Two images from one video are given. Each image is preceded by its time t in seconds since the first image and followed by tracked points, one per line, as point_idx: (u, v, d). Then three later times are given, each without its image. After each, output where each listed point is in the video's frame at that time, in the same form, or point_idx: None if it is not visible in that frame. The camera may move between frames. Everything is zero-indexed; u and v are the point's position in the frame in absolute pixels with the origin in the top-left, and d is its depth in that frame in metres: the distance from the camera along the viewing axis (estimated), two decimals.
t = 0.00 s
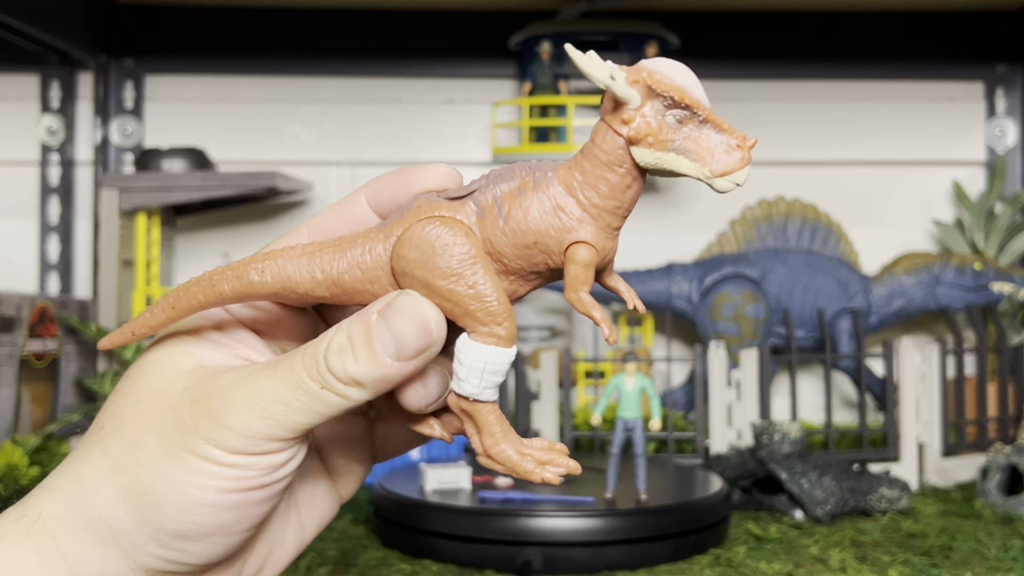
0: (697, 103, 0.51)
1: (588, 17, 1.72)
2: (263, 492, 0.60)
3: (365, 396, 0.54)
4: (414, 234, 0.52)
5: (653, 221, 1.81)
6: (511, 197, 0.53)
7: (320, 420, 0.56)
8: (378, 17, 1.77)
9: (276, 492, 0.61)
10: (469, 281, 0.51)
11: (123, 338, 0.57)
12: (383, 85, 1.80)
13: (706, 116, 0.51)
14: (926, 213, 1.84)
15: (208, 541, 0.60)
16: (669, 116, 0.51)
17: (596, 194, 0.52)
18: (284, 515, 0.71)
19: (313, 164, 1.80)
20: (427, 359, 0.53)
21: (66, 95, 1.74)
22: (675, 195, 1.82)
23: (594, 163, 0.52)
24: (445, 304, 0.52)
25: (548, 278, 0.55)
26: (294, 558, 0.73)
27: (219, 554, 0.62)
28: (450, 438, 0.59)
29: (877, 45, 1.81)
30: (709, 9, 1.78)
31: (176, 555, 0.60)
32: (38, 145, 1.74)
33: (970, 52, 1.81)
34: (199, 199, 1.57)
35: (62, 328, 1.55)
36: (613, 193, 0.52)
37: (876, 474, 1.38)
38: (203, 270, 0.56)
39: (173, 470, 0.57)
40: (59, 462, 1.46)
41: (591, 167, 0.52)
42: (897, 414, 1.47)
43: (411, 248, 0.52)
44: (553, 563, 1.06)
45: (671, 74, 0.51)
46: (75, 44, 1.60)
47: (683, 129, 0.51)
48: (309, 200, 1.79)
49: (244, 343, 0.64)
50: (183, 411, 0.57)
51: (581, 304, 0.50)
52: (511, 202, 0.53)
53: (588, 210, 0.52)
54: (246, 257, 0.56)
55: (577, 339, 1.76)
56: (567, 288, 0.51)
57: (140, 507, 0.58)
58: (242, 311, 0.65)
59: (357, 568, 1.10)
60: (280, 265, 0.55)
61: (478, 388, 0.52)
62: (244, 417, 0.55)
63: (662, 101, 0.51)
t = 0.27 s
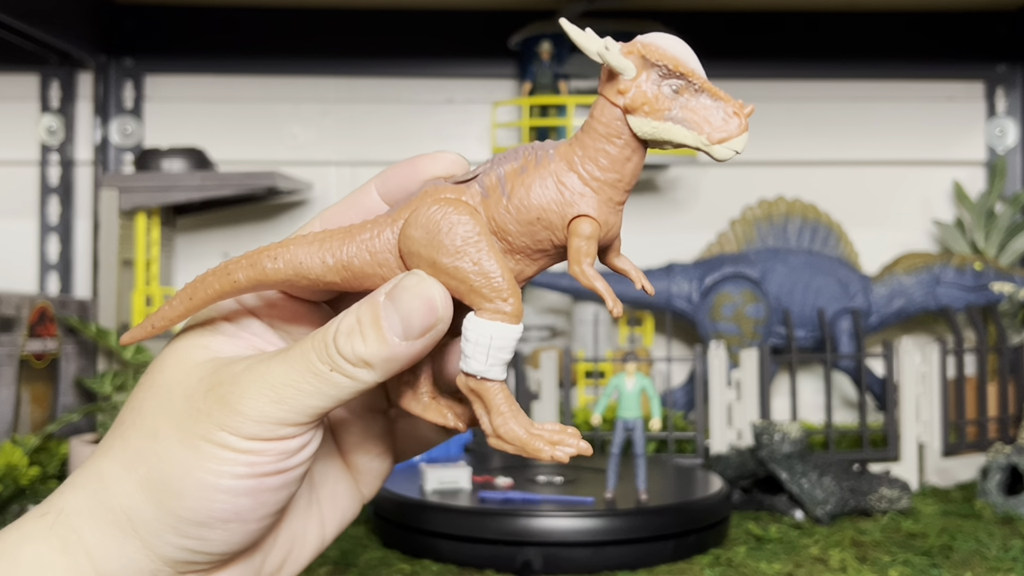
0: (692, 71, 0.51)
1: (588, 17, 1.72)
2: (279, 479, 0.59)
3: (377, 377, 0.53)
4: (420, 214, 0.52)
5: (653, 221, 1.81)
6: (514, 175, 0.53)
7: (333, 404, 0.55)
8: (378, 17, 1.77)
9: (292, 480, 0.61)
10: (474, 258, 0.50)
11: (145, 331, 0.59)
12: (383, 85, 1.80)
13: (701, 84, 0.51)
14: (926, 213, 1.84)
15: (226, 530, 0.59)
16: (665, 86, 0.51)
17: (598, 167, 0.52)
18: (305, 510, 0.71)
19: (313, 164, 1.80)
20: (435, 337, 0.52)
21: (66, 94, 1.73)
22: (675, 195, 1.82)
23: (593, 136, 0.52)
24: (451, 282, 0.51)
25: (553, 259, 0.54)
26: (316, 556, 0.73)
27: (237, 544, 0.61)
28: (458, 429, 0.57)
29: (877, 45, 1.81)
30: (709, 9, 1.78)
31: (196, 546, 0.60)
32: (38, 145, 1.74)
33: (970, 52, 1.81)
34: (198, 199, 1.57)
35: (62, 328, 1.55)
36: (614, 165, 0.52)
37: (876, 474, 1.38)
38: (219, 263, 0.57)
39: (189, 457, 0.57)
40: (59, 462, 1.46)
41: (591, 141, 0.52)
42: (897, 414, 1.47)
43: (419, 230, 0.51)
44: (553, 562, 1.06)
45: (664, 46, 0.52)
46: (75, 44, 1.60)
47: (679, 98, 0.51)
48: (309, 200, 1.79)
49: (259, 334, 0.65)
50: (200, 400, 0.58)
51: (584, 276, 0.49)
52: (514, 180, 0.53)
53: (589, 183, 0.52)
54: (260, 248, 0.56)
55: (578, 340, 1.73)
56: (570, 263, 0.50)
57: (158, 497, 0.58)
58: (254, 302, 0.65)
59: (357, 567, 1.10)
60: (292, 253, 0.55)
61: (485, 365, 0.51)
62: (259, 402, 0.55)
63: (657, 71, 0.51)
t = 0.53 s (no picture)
0: (719, 89, 0.50)
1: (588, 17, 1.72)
2: (313, 487, 0.58)
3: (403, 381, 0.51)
4: (451, 219, 0.51)
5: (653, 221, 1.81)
6: (543, 187, 0.52)
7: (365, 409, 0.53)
8: (378, 17, 1.77)
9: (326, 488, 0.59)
10: (500, 262, 0.49)
11: (180, 332, 0.58)
12: (383, 85, 1.80)
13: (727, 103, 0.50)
14: (926, 213, 1.84)
15: (263, 542, 0.58)
16: (693, 103, 0.50)
17: (625, 178, 0.51)
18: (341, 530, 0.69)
19: (312, 164, 1.80)
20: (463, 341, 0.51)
21: (66, 94, 1.74)
22: (675, 195, 1.81)
23: (621, 149, 0.51)
24: (476, 287, 0.50)
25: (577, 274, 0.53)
26: None
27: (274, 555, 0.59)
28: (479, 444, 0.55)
29: (877, 45, 1.81)
30: (709, 9, 1.78)
31: (234, 558, 0.58)
32: (38, 145, 1.74)
33: (970, 52, 1.81)
34: (198, 199, 1.57)
35: (62, 328, 1.55)
36: (641, 178, 0.51)
37: (876, 474, 1.38)
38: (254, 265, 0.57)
39: (222, 468, 0.55)
40: (59, 462, 1.46)
41: (620, 155, 0.51)
42: (896, 414, 1.47)
43: (448, 234, 0.51)
44: (553, 562, 1.06)
45: (691, 64, 0.51)
46: (75, 44, 1.60)
47: (706, 117, 0.50)
48: (309, 200, 1.80)
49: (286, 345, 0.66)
50: (232, 410, 0.57)
51: (608, 284, 0.48)
52: (543, 190, 0.52)
53: (616, 195, 0.51)
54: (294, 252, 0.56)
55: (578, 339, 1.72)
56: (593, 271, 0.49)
57: (194, 508, 0.56)
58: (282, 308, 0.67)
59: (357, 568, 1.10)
60: (327, 255, 0.55)
61: (505, 367, 0.49)
62: (291, 409, 0.53)
63: (685, 88, 0.50)
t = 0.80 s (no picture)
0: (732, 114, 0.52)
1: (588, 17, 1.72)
2: (339, 496, 0.58)
3: (423, 389, 0.52)
4: (476, 239, 0.53)
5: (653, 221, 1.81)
6: (564, 207, 0.53)
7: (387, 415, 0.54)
8: (379, 17, 1.77)
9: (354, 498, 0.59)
10: (525, 280, 0.51)
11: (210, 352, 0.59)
12: (383, 85, 1.80)
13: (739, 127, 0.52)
14: (926, 213, 1.84)
15: (294, 552, 0.58)
16: (705, 127, 0.52)
17: (643, 199, 0.52)
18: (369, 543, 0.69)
19: (313, 164, 1.80)
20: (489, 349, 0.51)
21: (66, 94, 1.73)
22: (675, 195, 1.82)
23: (637, 170, 0.53)
24: (504, 303, 0.51)
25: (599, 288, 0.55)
26: None
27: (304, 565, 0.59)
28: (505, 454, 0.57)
29: (877, 45, 1.81)
30: (709, 10, 1.78)
31: (266, 568, 0.58)
32: (38, 145, 1.74)
33: (970, 52, 1.81)
34: (198, 199, 1.57)
35: (62, 328, 1.55)
36: (658, 199, 0.52)
37: (876, 474, 1.38)
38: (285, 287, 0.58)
39: (250, 480, 0.56)
40: (58, 462, 1.46)
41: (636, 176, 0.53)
42: (896, 414, 1.47)
43: (473, 255, 0.52)
44: (553, 562, 1.06)
45: (705, 89, 0.53)
46: (75, 44, 1.60)
47: (718, 140, 0.52)
48: (309, 200, 1.80)
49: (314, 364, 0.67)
50: (258, 423, 0.57)
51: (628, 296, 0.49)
52: (564, 211, 0.53)
53: (635, 214, 0.52)
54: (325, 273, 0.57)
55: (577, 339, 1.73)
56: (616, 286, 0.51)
57: (226, 521, 0.57)
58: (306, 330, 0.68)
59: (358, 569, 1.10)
60: (356, 276, 0.56)
61: (536, 378, 0.51)
62: (314, 419, 0.54)
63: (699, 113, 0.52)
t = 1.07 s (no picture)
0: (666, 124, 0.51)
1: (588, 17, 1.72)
2: (314, 506, 0.56)
3: (378, 396, 0.51)
4: (432, 257, 0.52)
5: (653, 220, 1.81)
6: (513, 220, 0.51)
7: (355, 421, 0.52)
8: (379, 17, 1.77)
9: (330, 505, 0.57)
10: (482, 294, 0.50)
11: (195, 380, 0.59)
12: (383, 85, 1.80)
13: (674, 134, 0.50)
14: (926, 213, 1.84)
15: (275, 564, 0.56)
16: (641, 136, 0.50)
17: (588, 209, 0.50)
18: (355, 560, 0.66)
19: (312, 164, 1.80)
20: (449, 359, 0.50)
21: (66, 94, 1.73)
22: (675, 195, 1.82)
23: (580, 180, 0.51)
24: (461, 319, 0.50)
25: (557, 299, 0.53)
26: None
27: None
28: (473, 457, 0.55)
29: (877, 45, 1.81)
30: (709, 10, 1.78)
31: None
32: (38, 145, 1.75)
33: (969, 52, 1.81)
34: (198, 199, 1.57)
35: (62, 328, 1.55)
36: (603, 208, 0.50)
37: (876, 474, 1.38)
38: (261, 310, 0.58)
39: (225, 496, 0.54)
40: (58, 462, 1.47)
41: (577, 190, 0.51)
42: (896, 414, 1.47)
43: (429, 275, 0.51)
44: (553, 562, 1.06)
45: (639, 101, 0.51)
46: (76, 44, 1.60)
47: (654, 148, 0.50)
48: (309, 200, 1.80)
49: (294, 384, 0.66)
50: (229, 440, 0.55)
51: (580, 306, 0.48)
52: (514, 222, 0.51)
53: (582, 224, 0.50)
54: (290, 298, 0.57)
55: (577, 339, 1.73)
56: (567, 295, 0.49)
57: (206, 540, 0.55)
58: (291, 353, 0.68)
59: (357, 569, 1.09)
60: (322, 300, 0.55)
61: (495, 390, 0.49)
62: (279, 430, 0.52)
63: (634, 123, 0.50)
